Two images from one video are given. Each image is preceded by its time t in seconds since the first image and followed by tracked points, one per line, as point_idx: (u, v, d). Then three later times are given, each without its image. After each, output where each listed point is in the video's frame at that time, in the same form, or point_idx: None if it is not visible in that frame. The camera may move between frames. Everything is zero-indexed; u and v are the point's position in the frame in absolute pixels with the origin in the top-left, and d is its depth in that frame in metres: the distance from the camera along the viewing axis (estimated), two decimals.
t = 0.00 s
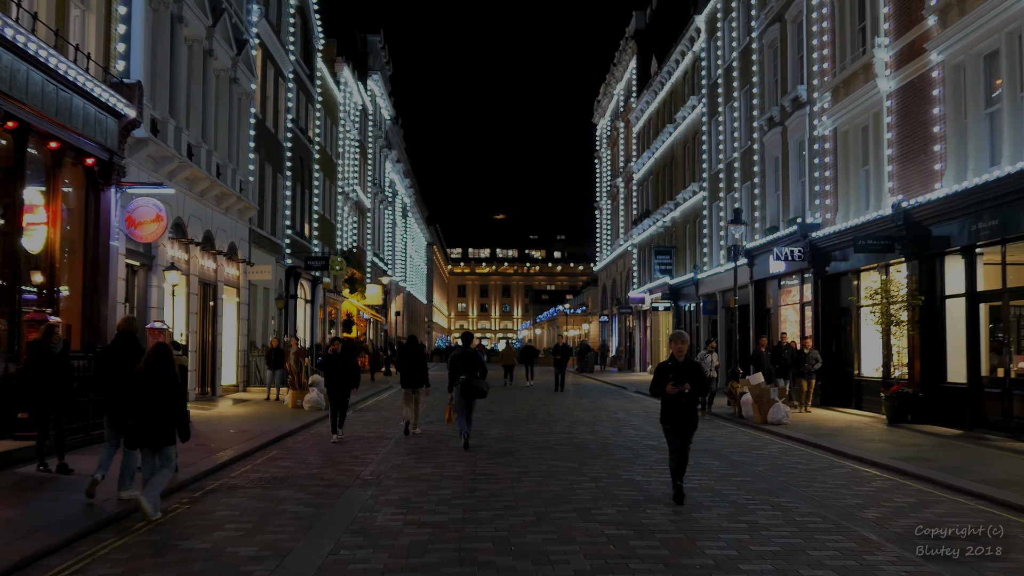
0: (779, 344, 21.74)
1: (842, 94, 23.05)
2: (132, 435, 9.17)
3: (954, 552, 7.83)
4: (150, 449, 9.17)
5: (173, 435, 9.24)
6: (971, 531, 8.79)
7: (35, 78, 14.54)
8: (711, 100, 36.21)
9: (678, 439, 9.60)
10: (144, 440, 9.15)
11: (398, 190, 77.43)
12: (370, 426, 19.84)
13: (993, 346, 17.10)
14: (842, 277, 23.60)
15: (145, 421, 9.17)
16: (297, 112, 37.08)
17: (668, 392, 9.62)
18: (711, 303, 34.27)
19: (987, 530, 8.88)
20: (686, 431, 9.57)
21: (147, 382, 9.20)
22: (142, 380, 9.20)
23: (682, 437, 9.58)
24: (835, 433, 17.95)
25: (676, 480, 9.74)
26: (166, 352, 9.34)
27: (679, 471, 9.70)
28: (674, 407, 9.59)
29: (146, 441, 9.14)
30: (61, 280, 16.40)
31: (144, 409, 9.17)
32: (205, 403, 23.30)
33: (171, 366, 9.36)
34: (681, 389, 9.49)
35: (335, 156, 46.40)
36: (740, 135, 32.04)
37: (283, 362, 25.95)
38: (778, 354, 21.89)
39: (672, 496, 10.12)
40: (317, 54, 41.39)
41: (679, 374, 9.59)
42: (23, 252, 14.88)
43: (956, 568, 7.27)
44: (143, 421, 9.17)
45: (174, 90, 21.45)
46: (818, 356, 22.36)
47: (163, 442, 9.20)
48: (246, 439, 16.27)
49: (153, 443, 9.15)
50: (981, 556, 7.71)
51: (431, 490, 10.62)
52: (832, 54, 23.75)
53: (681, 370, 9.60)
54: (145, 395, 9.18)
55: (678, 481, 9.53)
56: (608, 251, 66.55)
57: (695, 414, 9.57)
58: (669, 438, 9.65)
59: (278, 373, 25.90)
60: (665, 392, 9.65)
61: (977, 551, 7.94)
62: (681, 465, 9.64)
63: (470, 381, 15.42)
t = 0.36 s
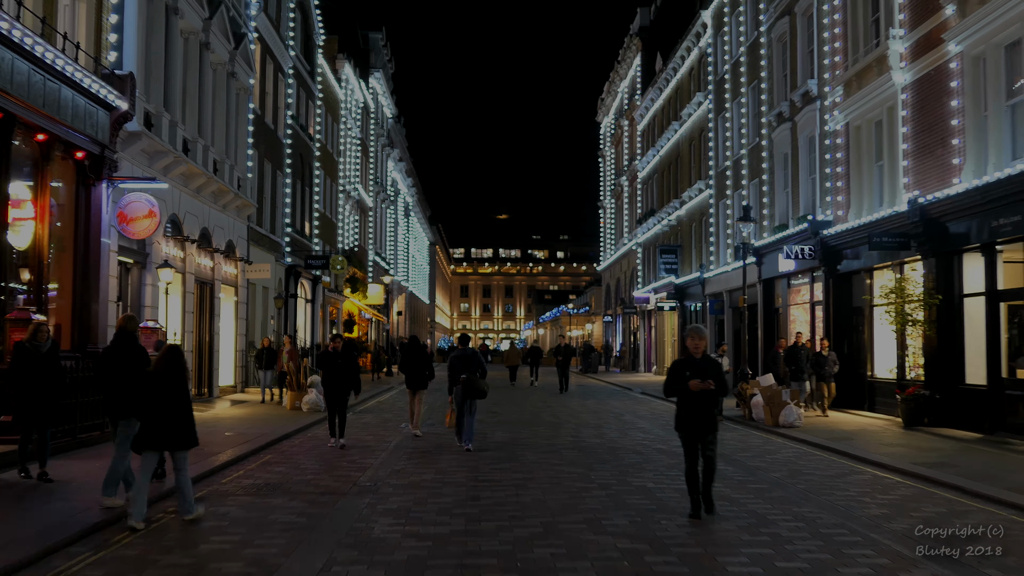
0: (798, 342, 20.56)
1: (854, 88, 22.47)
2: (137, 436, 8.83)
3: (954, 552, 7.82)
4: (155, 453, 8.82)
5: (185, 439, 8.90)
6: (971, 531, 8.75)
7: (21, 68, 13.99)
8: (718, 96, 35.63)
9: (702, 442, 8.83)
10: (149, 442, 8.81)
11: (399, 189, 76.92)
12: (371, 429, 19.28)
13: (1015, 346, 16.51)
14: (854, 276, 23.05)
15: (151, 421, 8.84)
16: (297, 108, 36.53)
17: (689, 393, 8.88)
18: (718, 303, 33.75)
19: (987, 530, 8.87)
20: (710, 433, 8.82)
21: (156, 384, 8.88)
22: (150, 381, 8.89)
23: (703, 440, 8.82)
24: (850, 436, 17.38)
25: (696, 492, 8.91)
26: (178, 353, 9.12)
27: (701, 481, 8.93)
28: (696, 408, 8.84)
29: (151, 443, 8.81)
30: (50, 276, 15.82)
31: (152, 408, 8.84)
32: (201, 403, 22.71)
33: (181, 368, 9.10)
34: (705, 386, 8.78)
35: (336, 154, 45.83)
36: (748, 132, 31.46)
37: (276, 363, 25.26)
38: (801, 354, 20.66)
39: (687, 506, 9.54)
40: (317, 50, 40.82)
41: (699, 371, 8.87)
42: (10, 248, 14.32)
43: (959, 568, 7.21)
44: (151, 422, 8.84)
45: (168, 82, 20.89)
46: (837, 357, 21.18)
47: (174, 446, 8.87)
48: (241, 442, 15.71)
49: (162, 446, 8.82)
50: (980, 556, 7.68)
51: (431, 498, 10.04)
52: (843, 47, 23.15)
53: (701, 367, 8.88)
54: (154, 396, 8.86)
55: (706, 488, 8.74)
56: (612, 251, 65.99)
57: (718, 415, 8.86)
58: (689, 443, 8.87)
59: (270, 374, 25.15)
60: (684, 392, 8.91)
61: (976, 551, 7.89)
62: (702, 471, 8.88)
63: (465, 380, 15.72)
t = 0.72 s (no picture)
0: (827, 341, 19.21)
1: (872, 79, 21.86)
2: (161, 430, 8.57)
3: (954, 552, 7.79)
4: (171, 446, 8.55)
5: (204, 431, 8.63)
6: (971, 531, 8.69)
7: (11, 55, 13.45)
8: (729, 91, 35.02)
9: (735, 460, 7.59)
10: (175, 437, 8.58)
11: (405, 187, 76.40)
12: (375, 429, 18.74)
13: None
14: (872, 273, 22.48)
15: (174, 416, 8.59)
16: (302, 104, 36.00)
17: (722, 402, 7.63)
18: (728, 302, 33.16)
19: (987, 529, 8.80)
20: (746, 449, 7.59)
21: (177, 376, 8.66)
22: (171, 373, 8.67)
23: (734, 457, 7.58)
24: (872, 438, 16.80)
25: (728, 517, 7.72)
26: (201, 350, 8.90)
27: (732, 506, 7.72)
28: (731, 421, 7.60)
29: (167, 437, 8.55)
30: (43, 270, 15.27)
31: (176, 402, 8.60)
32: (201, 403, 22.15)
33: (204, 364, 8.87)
34: (743, 397, 7.52)
35: (341, 151, 45.29)
36: (761, 127, 30.87)
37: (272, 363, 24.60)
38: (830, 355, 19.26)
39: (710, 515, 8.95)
40: (322, 45, 40.29)
41: (734, 378, 7.61)
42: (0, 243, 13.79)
43: (975, 568, 7.12)
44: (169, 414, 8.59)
45: (167, 73, 20.36)
46: (860, 356, 19.99)
47: (191, 440, 8.58)
48: (240, 443, 15.14)
49: (181, 440, 8.54)
50: (981, 556, 7.60)
51: (437, 505, 9.47)
52: (861, 38, 22.53)
53: (736, 373, 7.62)
54: (178, 388, 8.64)
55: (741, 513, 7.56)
56: (620, 249, 65.41)
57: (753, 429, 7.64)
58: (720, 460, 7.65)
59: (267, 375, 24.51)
60: (716, 402, 7.66)
61: (977, 551, 7.83)
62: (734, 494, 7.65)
63: (472, 379, 16.15)
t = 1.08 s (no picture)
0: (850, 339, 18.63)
1: (890, 73, 21.24)
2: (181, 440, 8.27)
3: (954, 552, 7.83)
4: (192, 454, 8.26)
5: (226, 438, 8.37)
6: (970, 532, 8.72)
7: None
8: (738, 88, 34.41)
9: (774, 471, 6.89)
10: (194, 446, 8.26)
11: (409, 187, 75.83)
12: (379, 433, 18.18)
13: None
14: (888, 272, 21.89)
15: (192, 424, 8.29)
16: (304, 100, 35.43)
17: (761, 407, 6.92)
18: (738, 301, 32.54)
19: (987, 529, 8.82)
20: (787, 459, 6.90)
21: (194, 381, 8.35)
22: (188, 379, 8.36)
23: (775, 465, 6.87)
24: (893, 443, 16.18)
25: (764, 535, 6.94)
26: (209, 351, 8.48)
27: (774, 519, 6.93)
28: (770, 428, 6.90)
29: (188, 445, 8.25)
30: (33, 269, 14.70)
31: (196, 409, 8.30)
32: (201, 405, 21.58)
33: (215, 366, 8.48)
34: (783, 400, 6.83)
35: (344, 149, 44.73)
36: (771, 123, 30.28)
37: (268, 363, 23.45)
38: (852, 352, 18.68)
39: (734, 530, 8.38)
40: (325, 41, 39.73)
41: (774, 381, 6.91)
42: None
43: (979, 569, 7.21)
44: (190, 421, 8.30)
45: (164, 67, 19.81)
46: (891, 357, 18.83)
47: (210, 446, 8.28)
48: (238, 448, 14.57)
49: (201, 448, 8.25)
50: (982, 556, 7.64)
51: (443, 516, 8.90)
52: (876, 31, 21.93)
53: (773, 373, 6.93)
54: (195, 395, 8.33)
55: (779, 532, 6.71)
56: (625, 249, 64.87)
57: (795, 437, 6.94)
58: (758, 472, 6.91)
59: (263, 375, 23.27)
60: (753, 408, 6.95)
61: (978, 551, 7.85)
62: (774, 506, 6.91)
63: (478, 383, 15.73)
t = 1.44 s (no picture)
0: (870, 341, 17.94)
1: (908, 66, 20.62)
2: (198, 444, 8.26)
3: (954, 552, 7.88)
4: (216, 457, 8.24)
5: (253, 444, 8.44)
6: (971, 532, 8.75)
7: None
8: (749, 84, 33.79)
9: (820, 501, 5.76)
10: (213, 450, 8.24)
11: (414, 186, 75.26)
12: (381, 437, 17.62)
13: None
14: (906, 271, 21.25)
15: (211, 429, 8.29)
16: (307, 97, 34.88)
17: (803, 425, 5.79)
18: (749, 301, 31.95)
19: (987, 530, 8.86)
20: (838, 487, 5.74)
21: (212, 386, 8.35)
22: (209, 381, 8.37)
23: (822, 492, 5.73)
24: (915, 448, 15.53)
25: None
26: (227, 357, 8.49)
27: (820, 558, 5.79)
28: (815, 450, 5.76)
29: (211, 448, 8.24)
30: (22, 266, 14.14)
31: (214, 414, 8.30)
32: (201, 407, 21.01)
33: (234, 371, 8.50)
34: (830, 418, 5.67)
35: (348, 147, 44.17)
36: (783, 119, 29.67)
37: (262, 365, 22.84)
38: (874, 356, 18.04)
39: (758, 546, 7.81)
40: (328, 38, 39.18)
41: (820, 394, 5.76)
42: None
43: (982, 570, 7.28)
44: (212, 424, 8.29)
45: (161, 60, 19.28)
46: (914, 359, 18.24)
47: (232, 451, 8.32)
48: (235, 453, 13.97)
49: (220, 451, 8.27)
50: (981, 557, 7.70)
51: (445, 530, 8.34)
52: (894, 23, 21.31)
53: (819, 382, 5.78)
54: (214, 401, 8.33)
55: None
56: (632, 249, 64.24)
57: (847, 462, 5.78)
58: (800, 502, 5.80)
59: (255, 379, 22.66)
60: (795, 424, 5.81)
61: (977, 552, 7.91)
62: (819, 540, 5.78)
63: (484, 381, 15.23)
